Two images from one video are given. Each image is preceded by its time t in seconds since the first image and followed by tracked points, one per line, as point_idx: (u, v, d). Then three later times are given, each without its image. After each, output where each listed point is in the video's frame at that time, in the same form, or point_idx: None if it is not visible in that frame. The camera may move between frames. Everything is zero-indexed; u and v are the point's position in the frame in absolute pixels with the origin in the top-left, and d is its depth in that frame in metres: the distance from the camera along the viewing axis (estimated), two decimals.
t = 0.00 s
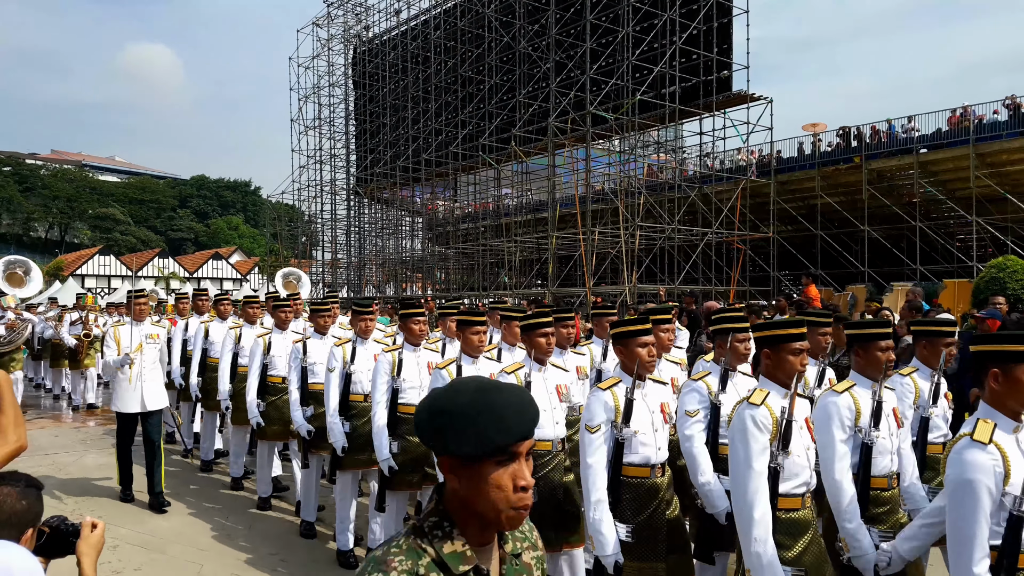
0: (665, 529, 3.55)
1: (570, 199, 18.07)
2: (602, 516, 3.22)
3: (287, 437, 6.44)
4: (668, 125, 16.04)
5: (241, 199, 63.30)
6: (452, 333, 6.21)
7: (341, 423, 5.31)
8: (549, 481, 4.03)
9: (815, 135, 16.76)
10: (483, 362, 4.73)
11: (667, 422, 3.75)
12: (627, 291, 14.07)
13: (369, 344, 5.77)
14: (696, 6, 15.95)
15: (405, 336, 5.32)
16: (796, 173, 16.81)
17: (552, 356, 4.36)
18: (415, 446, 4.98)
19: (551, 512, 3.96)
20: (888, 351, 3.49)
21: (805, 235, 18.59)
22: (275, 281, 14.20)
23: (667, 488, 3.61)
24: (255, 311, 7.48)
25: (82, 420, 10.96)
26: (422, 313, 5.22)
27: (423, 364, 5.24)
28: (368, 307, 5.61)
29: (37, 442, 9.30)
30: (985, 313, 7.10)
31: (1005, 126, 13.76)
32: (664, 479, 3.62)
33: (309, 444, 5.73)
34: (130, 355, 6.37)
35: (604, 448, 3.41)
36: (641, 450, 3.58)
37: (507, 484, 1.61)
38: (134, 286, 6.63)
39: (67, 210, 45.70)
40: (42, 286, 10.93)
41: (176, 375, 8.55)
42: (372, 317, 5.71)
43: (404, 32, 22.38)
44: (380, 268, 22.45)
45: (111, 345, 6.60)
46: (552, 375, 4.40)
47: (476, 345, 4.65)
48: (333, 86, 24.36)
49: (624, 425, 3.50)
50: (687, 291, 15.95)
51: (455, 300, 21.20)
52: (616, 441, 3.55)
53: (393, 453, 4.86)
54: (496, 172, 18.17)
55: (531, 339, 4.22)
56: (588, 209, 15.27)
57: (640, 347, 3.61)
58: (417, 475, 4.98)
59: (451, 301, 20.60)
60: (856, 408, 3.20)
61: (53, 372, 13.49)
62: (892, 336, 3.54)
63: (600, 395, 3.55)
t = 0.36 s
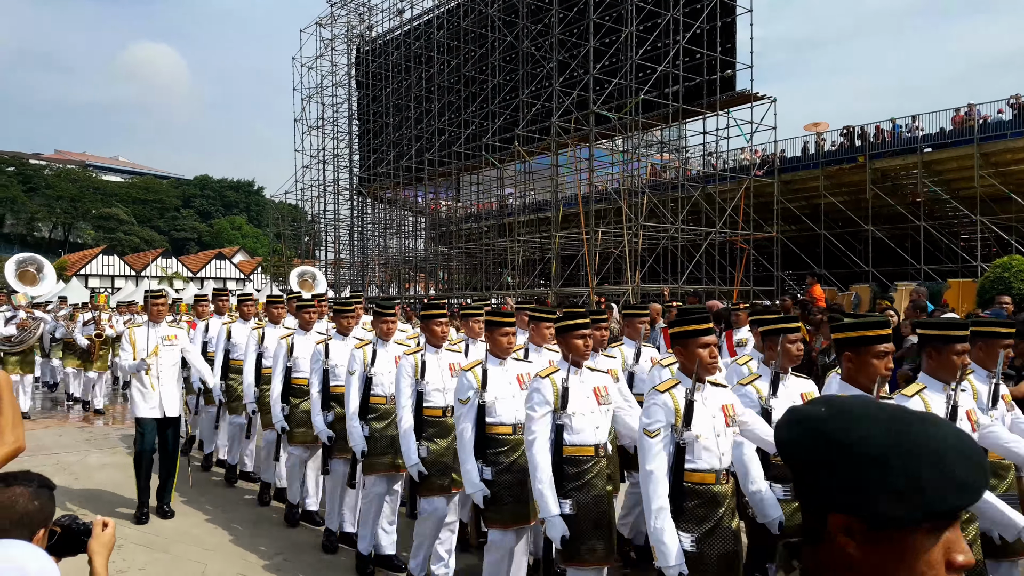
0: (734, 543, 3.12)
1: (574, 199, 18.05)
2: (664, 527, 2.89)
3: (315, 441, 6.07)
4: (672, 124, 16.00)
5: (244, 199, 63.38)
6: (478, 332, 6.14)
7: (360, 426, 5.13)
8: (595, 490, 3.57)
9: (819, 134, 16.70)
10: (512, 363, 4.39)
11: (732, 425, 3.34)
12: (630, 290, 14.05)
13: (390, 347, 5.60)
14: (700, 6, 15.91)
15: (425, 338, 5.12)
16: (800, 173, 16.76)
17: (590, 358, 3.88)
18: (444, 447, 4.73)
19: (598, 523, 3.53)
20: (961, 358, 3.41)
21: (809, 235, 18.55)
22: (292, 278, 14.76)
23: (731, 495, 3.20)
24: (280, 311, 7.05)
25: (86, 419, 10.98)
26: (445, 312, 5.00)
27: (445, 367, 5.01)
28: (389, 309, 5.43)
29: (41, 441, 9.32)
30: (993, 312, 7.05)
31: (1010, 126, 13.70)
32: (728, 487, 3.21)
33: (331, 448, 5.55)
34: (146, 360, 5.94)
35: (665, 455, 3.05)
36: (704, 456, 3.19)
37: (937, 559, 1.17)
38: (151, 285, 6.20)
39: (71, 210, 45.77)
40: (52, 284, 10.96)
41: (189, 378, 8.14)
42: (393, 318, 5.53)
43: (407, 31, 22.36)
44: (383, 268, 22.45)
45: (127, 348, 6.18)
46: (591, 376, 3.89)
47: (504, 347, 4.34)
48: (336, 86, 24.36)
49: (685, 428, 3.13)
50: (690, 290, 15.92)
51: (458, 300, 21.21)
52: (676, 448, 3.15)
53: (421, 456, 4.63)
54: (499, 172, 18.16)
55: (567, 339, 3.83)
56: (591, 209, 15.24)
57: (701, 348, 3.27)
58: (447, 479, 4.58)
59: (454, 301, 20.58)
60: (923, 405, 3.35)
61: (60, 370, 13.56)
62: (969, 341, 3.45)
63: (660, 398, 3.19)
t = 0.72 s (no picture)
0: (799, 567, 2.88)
1: (576, 199, 18.04)
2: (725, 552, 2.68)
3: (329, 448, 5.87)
4: (674, 124, 15.97)
5: (247, 200, 63.40)
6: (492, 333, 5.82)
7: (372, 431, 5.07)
8: (639, 504, 3.43)
9: (822, 134, 16.67)
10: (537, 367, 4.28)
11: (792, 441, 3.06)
12: (633, 290, 14.02)
13: (401, 349, 5.46)
14: (703, 6, 15.88)
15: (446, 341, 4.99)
16: (803, 172, 16.72)
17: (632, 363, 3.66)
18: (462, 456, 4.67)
19: (642, 543, 3.37)
20: None
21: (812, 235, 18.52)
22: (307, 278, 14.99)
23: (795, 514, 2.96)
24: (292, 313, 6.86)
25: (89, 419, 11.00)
26: (465, 315, 4.82)
27: (462, 370, 4.90)
28: (400, 312, 5.32)
29: (45, 441, 9.34)
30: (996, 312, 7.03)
31: (1014, 125, 13.66)
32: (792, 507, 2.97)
33: (341, 454, 5.48)
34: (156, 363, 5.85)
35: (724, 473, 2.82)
36: (767, 474, 2.94)
37: None
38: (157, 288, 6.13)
39: (74, 210, 45.81)
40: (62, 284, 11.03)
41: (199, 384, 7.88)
42: (404, 321, 5.47)
43: (410, 32, 22.34)
44: (386, 268, 22.44)
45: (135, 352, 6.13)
46: (631, 382, 3.71)
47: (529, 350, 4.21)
48: (339, 87, 24.35)
49: (746, 446, 2.85)
50: (694, 290, 15.89)
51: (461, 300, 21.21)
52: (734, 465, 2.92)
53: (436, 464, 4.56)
54: (502, 172, 18.15)
55: (605, 344, 3.60)
56: (594, 209, 15.20)
57: (759, 356, 3.02)
58: (463, 488, 4.55)
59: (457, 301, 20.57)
60: (996, 417, 2.80)
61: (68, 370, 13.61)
62: None
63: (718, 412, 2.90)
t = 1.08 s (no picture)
0: None
1: (580, 200, 18.04)
2: None
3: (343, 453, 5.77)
4: (678, 124, 15.95)
5: (252, 201, 63.45)
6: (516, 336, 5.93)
7: (391, 438, 4.96)
8: (708, 523, 3.21)
9: (827, 134, 16.63)
10: (581, 375, 4.03)
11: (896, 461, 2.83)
12: (636, 291, 14.05)
13: (424, 354, 5.38)
14: (707, 6, 15.86)
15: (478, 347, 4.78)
16: (808, 173, 16.68)
17: (698, 371, 3.47)
18: (495, 468, 4.46)
19: (710, 565, 3.17)
20: None
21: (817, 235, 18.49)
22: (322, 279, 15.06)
23: (898, 546, 2.77)
24: (312, 315, 6.75)
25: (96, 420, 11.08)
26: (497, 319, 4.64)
27: (496, 379, 4.64)
28: (423, 314, 5.20)
29: (51, 441, 9.41)
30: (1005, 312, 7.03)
31: (1019, 125, 13.60)
32: (895, 535, 2.77)
33: (354, 459, 5.40)
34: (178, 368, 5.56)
35: (825, 499, 2.61)
36: (871, 499, 2.71)
37: None
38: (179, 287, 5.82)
39: (80, 212, 45.98)
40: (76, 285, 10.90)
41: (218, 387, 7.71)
42: (426, 323, 5.33)
43: (414, 33, 22.34)
44: (390, 269, 22.50)
45: (153, 356, 5.81)
46: (697, 392, 3.50)
47: (574, 356, 3.94)
48: (343, 88, 24.38)
49: (853, 468, 2.61)
50: (697, 291, 15.89)
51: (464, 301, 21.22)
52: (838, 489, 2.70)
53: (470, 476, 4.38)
54: (506, 172, 18.14)
55: (671, 349, 3.40)
56: (597, 210, 15.21)
57: (868, 367, 2.70)
58: (496, 501, 4.40)
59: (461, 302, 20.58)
60: None
61: (84, 376, 13.72)
62: None
63: (820, 430, 2.67)
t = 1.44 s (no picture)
0: None
1: (584, 201, 18.03)
2: None
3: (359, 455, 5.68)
4: (683, 124, 15.92)
5: (257, 201, 63.52)
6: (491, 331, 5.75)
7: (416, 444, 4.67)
8: (782, 543, 2.96)
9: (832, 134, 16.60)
10: (632, 379, 3.72)
11: None
12: (641, 292, 14.03)
13: (451, 356, 5.05)
14: (711, 6, 15.84)
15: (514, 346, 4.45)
16: (813, 173, 16.64)
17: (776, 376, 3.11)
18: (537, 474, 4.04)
19: None
20: None
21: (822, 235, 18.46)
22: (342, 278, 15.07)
23: None
24: (325, 316, 6.75)
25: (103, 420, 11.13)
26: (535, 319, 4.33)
27: (530, 380, 4.30)
28: (453, 314, 4.87)
29: (57, 441, 9.46)
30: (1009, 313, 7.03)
31: None
32: None
33: (371, 462, 5.18)
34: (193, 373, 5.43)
35: (948, 516, 2.30)
36: (999, 516, 2.38)
37: None
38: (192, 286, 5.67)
39: (85, 212, 46.10)
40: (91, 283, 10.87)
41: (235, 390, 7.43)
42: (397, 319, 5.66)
43: (419, 33, 22.35)
44: (394, 269, 22.54)
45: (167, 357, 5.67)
46: (772, 398, 3.11)
47: (628, 359, 3.67)
48: (348, 89, 24.41)
49: (979, 481, 2.27)
50: (702, 291, 15.86)
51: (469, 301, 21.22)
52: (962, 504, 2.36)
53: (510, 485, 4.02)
54: (510, 173, 18.15)
55: (745, 355, 3.05)
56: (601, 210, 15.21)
57: (989, 368, 2.40)
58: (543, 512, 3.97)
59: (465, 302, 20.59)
60: None
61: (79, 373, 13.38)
62: None
63: (938, 438, 2.35)
